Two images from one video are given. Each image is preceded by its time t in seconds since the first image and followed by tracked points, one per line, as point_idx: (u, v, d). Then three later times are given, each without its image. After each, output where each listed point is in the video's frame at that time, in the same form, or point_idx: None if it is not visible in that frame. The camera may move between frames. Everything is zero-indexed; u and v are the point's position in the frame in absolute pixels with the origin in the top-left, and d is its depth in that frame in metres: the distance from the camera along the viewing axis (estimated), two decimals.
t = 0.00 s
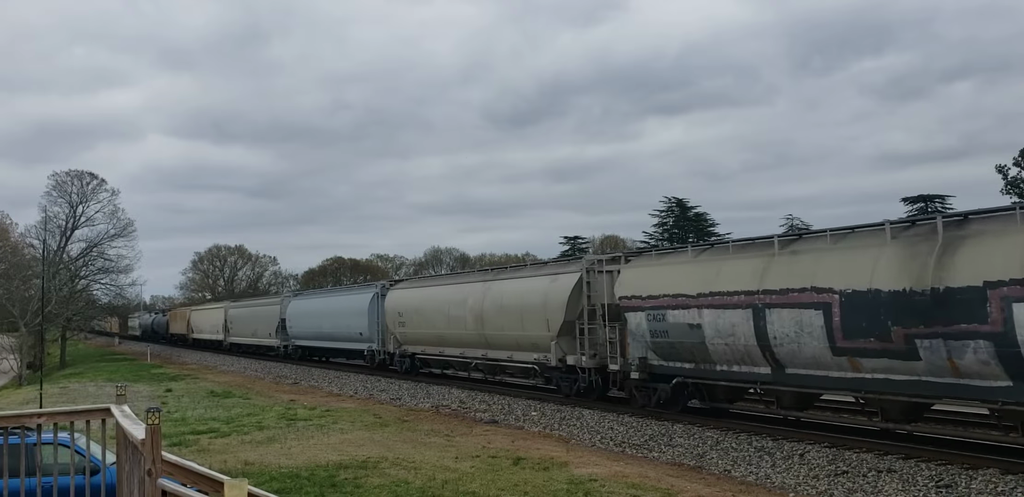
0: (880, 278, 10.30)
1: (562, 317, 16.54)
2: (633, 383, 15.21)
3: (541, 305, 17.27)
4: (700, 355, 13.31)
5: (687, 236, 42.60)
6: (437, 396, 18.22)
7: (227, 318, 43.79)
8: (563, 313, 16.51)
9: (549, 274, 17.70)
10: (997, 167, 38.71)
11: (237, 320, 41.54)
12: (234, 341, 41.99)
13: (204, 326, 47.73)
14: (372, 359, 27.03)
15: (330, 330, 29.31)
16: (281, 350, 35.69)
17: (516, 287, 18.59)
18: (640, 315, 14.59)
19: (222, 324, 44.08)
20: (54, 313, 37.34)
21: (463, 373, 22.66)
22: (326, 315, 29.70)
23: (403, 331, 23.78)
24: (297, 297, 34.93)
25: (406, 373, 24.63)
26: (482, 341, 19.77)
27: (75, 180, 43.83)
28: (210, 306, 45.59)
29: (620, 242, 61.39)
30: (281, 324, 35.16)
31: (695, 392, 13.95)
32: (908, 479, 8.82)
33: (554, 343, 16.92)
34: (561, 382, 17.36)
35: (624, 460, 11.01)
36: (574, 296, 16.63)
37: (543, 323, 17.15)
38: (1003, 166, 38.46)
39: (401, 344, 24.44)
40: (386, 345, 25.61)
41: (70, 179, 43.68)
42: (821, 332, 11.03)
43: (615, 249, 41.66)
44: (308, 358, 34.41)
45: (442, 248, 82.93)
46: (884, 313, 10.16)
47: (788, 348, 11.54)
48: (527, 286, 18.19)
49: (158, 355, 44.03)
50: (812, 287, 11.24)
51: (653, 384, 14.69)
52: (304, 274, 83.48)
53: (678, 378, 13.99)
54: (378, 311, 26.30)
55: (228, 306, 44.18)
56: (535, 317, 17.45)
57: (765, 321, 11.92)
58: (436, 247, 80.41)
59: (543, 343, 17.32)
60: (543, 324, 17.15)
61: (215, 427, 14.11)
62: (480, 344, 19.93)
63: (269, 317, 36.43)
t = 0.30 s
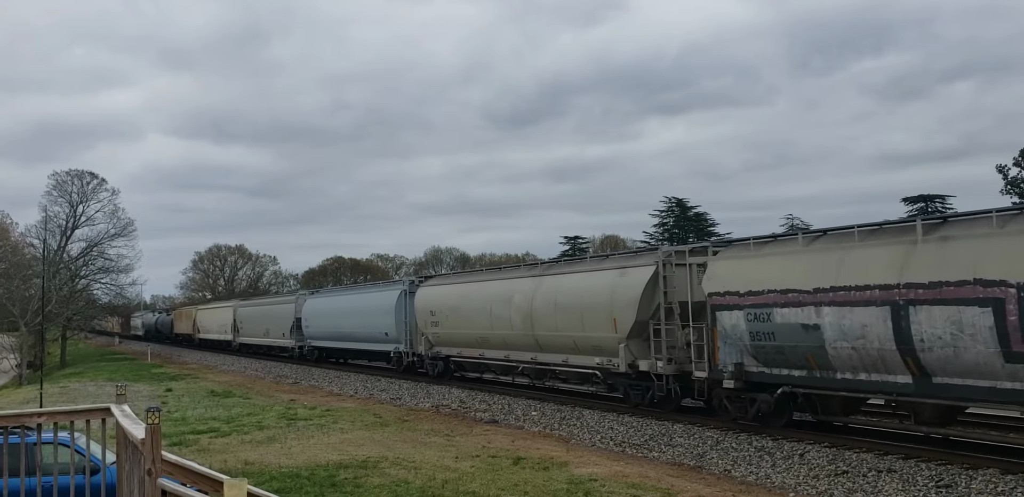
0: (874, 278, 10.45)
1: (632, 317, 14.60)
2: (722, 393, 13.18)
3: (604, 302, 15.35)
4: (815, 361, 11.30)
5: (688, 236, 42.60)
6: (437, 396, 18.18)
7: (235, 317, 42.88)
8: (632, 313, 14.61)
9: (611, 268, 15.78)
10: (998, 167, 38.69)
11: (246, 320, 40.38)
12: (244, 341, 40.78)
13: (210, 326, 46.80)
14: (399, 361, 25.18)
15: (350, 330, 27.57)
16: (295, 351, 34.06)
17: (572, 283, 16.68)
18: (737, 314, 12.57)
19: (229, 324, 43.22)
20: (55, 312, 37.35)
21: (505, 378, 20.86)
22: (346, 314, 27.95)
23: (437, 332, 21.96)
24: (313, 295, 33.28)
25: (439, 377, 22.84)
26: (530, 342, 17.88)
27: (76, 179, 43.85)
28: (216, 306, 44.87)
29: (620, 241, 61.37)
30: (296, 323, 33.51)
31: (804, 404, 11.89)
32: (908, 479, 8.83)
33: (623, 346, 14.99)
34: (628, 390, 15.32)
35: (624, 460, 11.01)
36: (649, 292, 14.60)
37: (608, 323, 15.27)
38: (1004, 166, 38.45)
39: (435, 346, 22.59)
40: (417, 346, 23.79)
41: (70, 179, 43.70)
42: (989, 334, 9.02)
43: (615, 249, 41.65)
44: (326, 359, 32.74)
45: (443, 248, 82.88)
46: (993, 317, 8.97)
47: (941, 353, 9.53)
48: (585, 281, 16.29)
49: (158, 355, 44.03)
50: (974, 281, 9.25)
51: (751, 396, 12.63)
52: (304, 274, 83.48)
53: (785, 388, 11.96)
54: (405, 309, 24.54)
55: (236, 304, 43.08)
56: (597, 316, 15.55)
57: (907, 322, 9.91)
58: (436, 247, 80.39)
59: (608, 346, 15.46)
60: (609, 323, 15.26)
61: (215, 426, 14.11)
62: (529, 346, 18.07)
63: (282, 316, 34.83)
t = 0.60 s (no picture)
0: (891, 277, 10.38)
1: (724, 319, 12.74)
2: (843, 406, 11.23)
3: (686, 301, 13.48)
4: (976, 369, 9.34)
5: (687, 236, 42.60)
6: (436, 395, 18.12)
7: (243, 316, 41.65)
8: (722, 314, 12.74)
9: (691, 261, 13.88)
10: (997, 166, 38.69)
11: (256, 319, 38.99)
12: (253, 342, 39.41)
13: (216, 325, 45.67)
14: (430, 364, 23.43)
15: (374, 330, 25.97)
16: (311, 352, 32.48)
17: (643, 279, 14.79)
18: (869, 312, 10.63)
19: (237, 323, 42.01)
20: (54, 312, 37.34)
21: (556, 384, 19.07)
22: (371, 314, 26.32)
23: (477, 333, 20.30)
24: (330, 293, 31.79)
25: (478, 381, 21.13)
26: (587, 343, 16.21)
27: (74, 179, 43.82)
28: (221, 304, 43.97)
29: (620, 241, 61.34)
30: (312, 323, 31.95)
31: (956, 419, 9.98)
32: (907, 478, 8.83)
33: (712, 349, 13.13)
34: (715, 400, 13.39)
35: (623, 459, 11.00)
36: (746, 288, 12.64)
37: (691, 325, 13.43)
38: (1003, 165, 38.46)
39: (476, 347, 20.85)
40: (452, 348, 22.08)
41: (70, 179, 43.72)
42: None
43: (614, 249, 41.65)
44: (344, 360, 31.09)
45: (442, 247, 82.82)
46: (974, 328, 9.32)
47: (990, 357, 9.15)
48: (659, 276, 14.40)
49: (157, 354, 43.98)
50: None
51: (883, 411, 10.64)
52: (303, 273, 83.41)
53: (930, 399, 10.03)
54: (436, 308, 22.88)
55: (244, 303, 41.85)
56: (678, 317, 13.69)
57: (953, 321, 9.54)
58: (435, 247, 80.34)
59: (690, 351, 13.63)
60: (692, 324, 13.41)
61: (214, 426, 14.12)
62: (590, 349, 16.29)
63: (296, 315, 33.31)
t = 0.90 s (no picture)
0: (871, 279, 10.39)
1: (852, 318, 10.57)
2: (1015, 424, 9.20)
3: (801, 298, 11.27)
4: None
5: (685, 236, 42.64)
6: (434, 395, 18.12)
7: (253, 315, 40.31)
8: (850, 312, 10.58)
9: (803, 250, 11.64)
10: (995, 167, 38.73)
11: (268, 319, 37.40)
12: (263, 342, 37.90)
13: (224, 325, 44.43)
14: (466, 367, 21.32)
15: (401, 331, 23.94)
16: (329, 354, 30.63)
17: (739, 271, 12.54)
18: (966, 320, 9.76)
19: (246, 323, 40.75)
20: (52, 311, 37.30)
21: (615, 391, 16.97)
22: (397, 313, 24.23)
23: (523, 333, 18.16)
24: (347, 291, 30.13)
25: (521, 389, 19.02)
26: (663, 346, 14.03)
27: (73, 178, 43.84)
28: (226, 304, 43.12)
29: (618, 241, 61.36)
30: (329, 323, 30.23)
31: None
32: (904, 478, 8.85)
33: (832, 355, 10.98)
34: (831, 412, 11.28)
35: (622, 459, 11.00)
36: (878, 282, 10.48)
37: (804, 324, 11.25)
38: (1001, 166, 38.52)
39: (521, 350, 18.67)
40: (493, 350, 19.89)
41: (68, 178, 43.68)
42: None
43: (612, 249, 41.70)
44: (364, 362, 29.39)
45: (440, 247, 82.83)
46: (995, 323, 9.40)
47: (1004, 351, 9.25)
48: (760, 268, 12.15)
49: (156, 353, 43.97)
50: None
51: None
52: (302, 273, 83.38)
53: None
54: (473, 306, 20.73)
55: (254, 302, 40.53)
56: (787, 314, 11.50)
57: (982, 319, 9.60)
58: (434, 247, 80.34)
59: (801, 356, 11.46)
60: (808, 324, 11.20)
61: (212, 425, 14.11)
62: (664, 353, 14.10)
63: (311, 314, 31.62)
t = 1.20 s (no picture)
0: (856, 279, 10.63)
1: None
2: None
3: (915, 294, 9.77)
4: None
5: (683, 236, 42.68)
6: (433, 395, 18.12)
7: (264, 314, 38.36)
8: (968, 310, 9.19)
9: (887, 243, 10.43)
10: (992, 167, 38.76)
11: (281, 319, 35.40)
12: (275, 343, 36.05)
13: (232, 325, 42.68)
14: (508, 371, 19.28)
15: (433, 332, 21.82)
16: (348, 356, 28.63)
17: (828, 266, 11.05)
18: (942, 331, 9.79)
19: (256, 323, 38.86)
20: (50, 310, 37.28)
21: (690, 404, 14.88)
22: (428, 312, 22.07)
23: (581, 335, 16.09)
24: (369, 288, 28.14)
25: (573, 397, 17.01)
26: (768, 350, 11.91)
27: (71, 178, 43.80)
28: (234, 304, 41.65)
29: (616, 241, 61.37)
30: (348, 323, 28.35)
31: None
32: (902, 479, 8.85)
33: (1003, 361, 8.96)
34: (999, 431, 9.21)
35: (620, 459, 11.00)
36: None
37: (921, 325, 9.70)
38: (998, 166, 38.56)
39: (578, 354, 16.55)
40: (542, 355, 17.80)
41: (66, 177, 43.64)
42: None
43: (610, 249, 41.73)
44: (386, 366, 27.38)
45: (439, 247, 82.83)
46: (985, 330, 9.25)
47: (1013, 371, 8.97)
48: (857, 263, 10.65)
49: (154, 353, 43.99)
50: None
51: None
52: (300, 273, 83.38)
53: None
54: (517, 306, 18.54)
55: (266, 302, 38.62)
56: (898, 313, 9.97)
57: None
58: (432, 247, 80.33)
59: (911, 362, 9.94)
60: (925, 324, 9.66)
61: (210, 425, 14.10)
62: (765, 358, 12.06)
63: (328, 314, 29.69)
